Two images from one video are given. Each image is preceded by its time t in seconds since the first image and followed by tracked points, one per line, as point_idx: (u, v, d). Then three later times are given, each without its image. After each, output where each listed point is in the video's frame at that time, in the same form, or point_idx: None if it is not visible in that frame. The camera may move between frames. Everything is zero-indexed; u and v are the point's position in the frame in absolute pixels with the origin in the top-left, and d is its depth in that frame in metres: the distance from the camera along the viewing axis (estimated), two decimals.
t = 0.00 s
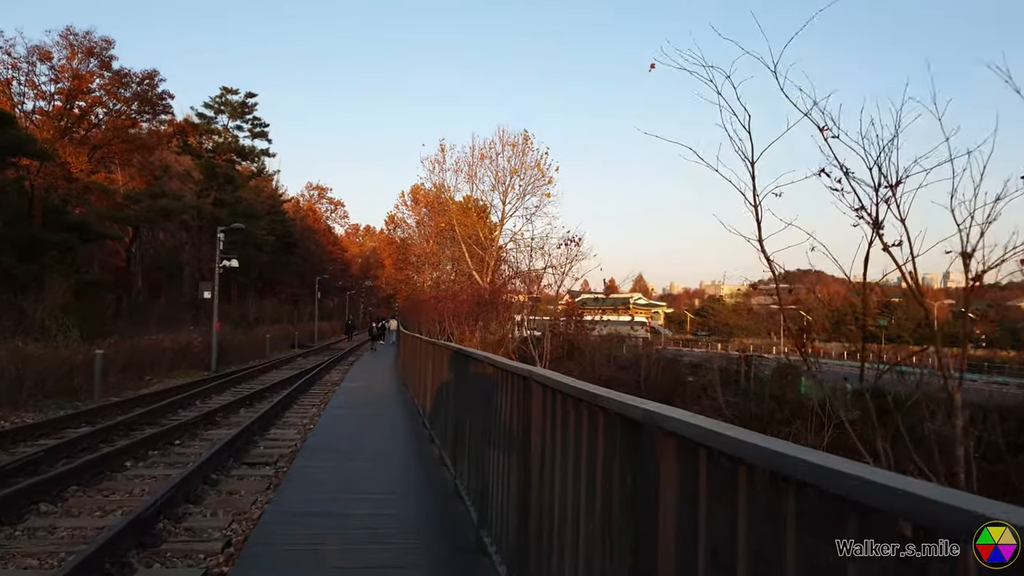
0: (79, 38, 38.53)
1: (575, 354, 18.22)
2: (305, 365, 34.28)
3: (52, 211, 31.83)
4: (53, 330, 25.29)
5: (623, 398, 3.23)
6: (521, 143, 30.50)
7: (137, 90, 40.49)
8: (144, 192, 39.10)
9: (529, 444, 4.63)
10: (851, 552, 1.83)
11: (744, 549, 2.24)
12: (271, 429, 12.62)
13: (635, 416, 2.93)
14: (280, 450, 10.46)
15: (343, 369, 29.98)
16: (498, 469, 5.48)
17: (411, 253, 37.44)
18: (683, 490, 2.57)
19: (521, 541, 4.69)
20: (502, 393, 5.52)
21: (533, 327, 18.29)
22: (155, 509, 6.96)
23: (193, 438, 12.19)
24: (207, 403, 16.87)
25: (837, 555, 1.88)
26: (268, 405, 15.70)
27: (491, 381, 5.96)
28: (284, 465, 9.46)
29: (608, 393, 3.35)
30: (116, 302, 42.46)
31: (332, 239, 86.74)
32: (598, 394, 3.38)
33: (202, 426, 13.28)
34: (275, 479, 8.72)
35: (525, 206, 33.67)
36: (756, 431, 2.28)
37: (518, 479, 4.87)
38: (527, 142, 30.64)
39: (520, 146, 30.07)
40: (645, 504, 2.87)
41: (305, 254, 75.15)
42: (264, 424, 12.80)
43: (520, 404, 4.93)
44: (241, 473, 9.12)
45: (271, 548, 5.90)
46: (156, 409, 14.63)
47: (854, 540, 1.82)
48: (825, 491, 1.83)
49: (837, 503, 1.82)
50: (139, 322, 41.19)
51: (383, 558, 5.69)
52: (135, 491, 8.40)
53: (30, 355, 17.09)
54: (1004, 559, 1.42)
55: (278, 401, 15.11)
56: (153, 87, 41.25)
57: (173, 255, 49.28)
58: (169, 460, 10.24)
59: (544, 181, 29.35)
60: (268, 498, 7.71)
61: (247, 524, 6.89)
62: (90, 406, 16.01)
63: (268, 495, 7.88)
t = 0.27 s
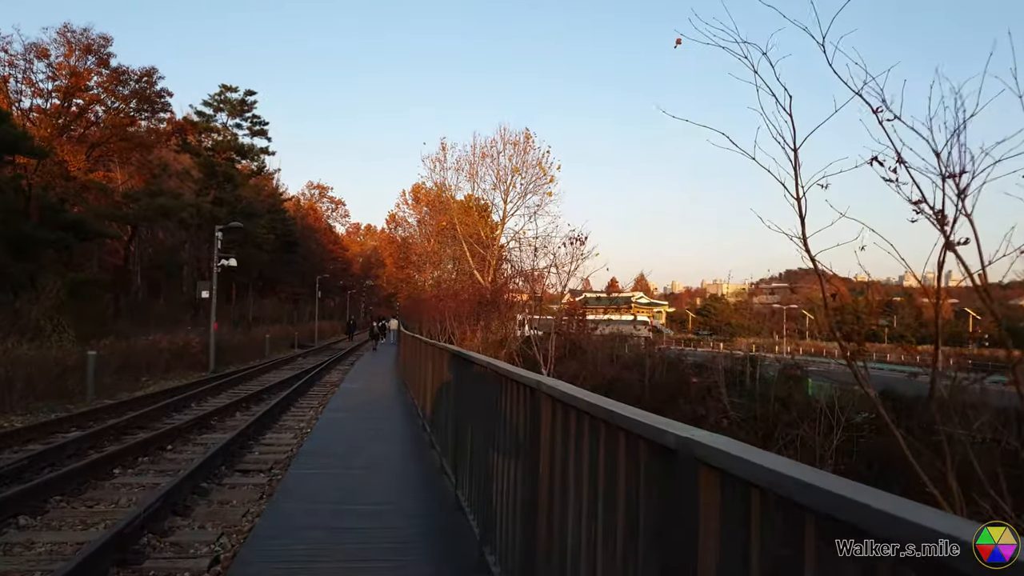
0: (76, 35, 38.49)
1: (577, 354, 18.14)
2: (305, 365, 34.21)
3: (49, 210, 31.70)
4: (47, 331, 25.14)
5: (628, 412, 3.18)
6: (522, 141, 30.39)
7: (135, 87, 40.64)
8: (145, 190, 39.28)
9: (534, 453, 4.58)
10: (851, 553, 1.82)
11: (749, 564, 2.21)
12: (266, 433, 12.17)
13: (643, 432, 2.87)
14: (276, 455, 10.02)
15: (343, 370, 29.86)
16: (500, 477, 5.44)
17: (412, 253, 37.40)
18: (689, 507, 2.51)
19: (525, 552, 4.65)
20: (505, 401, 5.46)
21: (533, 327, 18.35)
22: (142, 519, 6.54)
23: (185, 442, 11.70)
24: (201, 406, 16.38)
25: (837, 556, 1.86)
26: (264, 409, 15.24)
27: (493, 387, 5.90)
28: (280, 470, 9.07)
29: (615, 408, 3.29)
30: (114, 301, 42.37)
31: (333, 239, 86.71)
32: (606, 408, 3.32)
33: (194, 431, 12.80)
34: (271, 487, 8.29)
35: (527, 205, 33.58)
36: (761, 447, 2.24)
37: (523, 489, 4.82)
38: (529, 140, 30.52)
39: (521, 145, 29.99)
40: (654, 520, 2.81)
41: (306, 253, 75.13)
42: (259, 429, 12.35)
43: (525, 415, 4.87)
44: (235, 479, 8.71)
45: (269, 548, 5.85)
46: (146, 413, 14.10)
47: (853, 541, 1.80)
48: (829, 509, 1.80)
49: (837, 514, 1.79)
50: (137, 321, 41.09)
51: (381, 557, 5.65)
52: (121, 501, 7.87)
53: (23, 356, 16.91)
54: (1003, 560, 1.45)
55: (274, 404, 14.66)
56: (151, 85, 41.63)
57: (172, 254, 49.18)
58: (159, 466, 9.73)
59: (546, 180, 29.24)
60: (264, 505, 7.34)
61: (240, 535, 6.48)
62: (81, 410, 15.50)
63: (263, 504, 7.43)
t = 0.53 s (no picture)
0: (75, 33, 38.19)
1: (579, 355, 18.09)
2: (305, 365, 34.16)
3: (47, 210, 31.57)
4: (44, 331, 25.04)
5: (613, 404, 3.12)
6: (524, 141, 30.30)
7: (134, 86, 40.46)
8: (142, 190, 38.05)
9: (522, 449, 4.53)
10: (849, 552, 1.77)
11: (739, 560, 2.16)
12: (263, 437, 11.89)
13: (632, 422, 2.81)
14: (272, 461, 9.75)
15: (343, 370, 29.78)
16: (493, 473, 5.38)
17: (413, 253, 37.36)
18: (684, 500, 2.46)
19: (514, 547, 4.60)
20: (498, 396, 5.40)
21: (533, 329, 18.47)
22: (129, 530, 6.27)
23: (180, 446, 11.42)
24: (197, 409, 16.08)
25: (834, 556, 1.82)
26: (262, 411, 14.95)
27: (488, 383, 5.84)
28: (276, 476, 8.83)
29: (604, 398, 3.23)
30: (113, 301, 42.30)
31: (334, 239, 86.67)
32: (596, 398, 3.25)
33: (189, 434, 12.51)
34: (265, 494, 8.03)
35: (528, 205, 33.51)
36: (761, 442, 2.18)
37: (512, 484, 4.76)
38: (530, 140, 30.44)
39: (523, 145, 29.90)
40: (641, 511, 2.76)
41: (307, 254, 75.10)
42: (256, 432, 12.07)
43: (514, 407, 4.80)
44: (228, 485, 8.47)
45: (264, 549, 5.81)
46: (141, 415, 13.80)
47: (855, 539, 1.74)
48: (829, 504, 1.76)
49: (841, 509, 1.73)
50: (136, 322, 41.01)
51: (378, 558, 5.61)
52: (109, 508, 7.59)
53: (18, 356, 16.78)
54: (1004, 559, 1.41)
55: (272, 406, 14.39)
56: (150, 83, 41.48)
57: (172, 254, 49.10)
58: (151, 471, 9.44)
59: (548, 180, 29.18)
60: (258, 513, 7.09)
61: (232, 546, 6.22)
62: (75, 411, 15.22)
63: (256, 513, 7.17)
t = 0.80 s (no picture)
0: (75, 31, 37.52)
1: (582, 355, 18.03)
2: (305, 366, 34.14)
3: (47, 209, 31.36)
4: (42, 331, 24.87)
5: (624, 414, 3.14)
6: (527, 140, 30.17)
7: (134, 84, 39.20)
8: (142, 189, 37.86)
9: (527, 453, 4.55)
10: (849, 554, 1.78)
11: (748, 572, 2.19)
12: (261, 442, 11.56)
13: (641, 435, 2.81)
14: (269, 468, 9.45)
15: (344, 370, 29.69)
16: (497, 478, 5.40)
17: (415, 253, 37.34)
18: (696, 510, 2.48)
19: (520, 551, 4.63)
20: (501, 401, 5.39)
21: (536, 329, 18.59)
22: (118, 545, 5.91)
23: (176, 451, 11.08)
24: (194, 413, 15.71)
25: (835, 557, 1.83)
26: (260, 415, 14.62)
27: (491, 388, 5.82)
28: (273, 484, 8.53)
29: (612, 407, 3.23)
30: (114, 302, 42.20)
31: (335, 239, 86.59)
32: (603, 409, 3.24)
33: (185, 438, 12.15)
34: (262, 504, 7.72)
35: (530, 204, 33.45)
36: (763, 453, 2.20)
37: (516, 489, 4.78)
38: (533, 139, 30.31)
39: (526, 144, 29.76)
40: (655, 521, 2.77)
41: (309, 253, 75.05)
42: (254, 437, 11.76)
43: (519, 413, 4.79)
44: (224, 494, 8.14)
45: (267, 552, 5.82)
46: (135, 419, 13.41)
47: (854, 540, 1.75)
48: (831, 515, 1.78)
49: (839, 515, 1.75)
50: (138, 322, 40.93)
51: (381, 559, 5.66)
52: (98, 520, 7.22)
53: (14, 357, 16.59)
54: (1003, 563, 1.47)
55: (271, 409, 14.06)
56: (151, 81, 39.98)
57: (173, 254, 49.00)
58: (145, 478, 9.09)
59: (551, 178, 29.07)
60: (254, 525, 6.76)
61: (225, 561, 5.88)
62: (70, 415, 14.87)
63: (252, 523, 6.87)
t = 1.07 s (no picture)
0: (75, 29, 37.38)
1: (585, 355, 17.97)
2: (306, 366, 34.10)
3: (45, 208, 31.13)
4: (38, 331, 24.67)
5: (627, 409, 3.11)
6: (529, 139, 30.08)
7: (134, 82, 38.97)
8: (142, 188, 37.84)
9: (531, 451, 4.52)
10: (850, 554, 1.79)
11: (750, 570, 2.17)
12: (256, 445, 11.23)
13: (642, 429, 2.81)
14: (263, 474, 9.11)
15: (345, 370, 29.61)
16: (499, 478, 5.38)
17: (416, 252, 37.32)
18: (692, 502, 2.49)
19: (522, 550, 4.63)
20: (503, 400, 5.39)
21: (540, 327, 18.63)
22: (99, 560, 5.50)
23: (169, 454, 10.71)
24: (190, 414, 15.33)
25: (838, 559, 1.83)
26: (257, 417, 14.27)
27: (494, 387, 5.82)
28: (268, 492, 8.17)
29: (612, 404, 3.23)
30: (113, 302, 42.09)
31: (337, 238, 86.52)
32: (604, 404, 3.24)
33: (179, 441, 11.78)
34: (254, 512, 7.40)
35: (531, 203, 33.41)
36: (760, 446, 2.20)
37: (518, 488, 4.77)
38: (536, 138, 30.23)
39: (528, 143, 29.69)
40: (646, 509, 2.83)
41: (311, 253, 74.99)
42: (249, 440, 11.42)
43: (522, 411, 4.78)
44: (216, 502, 7.77)
45: (264, 556, 5.78)
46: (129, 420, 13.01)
47: (854, 540, 1.76)
48: (831, 514, 1.76)
49: (839, 514, 1.74)
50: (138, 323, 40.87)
51: (378, 566, 5.63)
52: (82, 528, 6.80)
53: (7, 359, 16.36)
54: (1005, 559, 1.42)
55: (267, 411, 13.71)
56: (151, 80, 39.76)
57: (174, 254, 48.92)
58: (135, 483, 8.70)
59: (553, 177, 29.01)
60: (247, 537, 6.39)
61: None
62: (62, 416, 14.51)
63: (242, 535, 6.54)
